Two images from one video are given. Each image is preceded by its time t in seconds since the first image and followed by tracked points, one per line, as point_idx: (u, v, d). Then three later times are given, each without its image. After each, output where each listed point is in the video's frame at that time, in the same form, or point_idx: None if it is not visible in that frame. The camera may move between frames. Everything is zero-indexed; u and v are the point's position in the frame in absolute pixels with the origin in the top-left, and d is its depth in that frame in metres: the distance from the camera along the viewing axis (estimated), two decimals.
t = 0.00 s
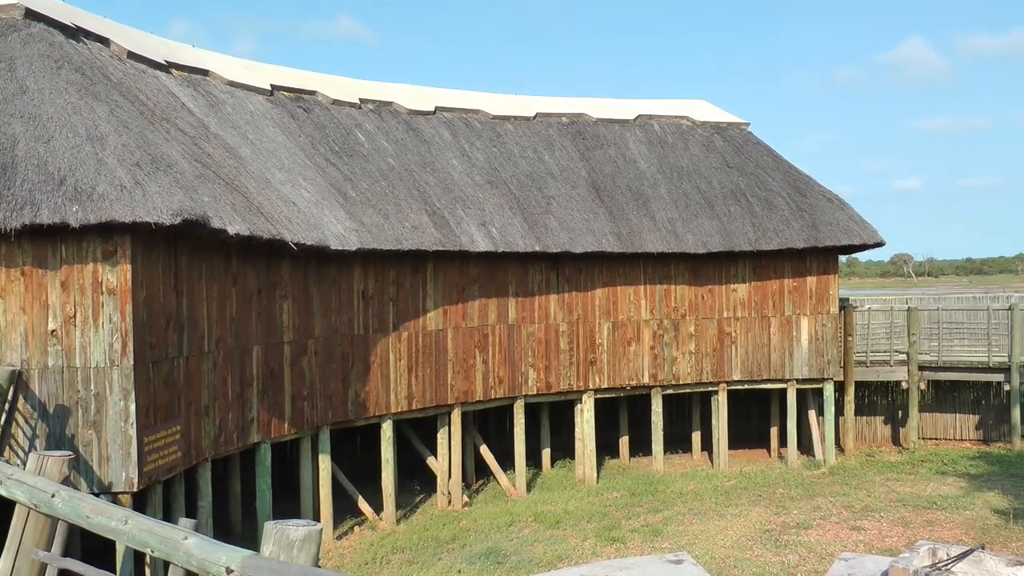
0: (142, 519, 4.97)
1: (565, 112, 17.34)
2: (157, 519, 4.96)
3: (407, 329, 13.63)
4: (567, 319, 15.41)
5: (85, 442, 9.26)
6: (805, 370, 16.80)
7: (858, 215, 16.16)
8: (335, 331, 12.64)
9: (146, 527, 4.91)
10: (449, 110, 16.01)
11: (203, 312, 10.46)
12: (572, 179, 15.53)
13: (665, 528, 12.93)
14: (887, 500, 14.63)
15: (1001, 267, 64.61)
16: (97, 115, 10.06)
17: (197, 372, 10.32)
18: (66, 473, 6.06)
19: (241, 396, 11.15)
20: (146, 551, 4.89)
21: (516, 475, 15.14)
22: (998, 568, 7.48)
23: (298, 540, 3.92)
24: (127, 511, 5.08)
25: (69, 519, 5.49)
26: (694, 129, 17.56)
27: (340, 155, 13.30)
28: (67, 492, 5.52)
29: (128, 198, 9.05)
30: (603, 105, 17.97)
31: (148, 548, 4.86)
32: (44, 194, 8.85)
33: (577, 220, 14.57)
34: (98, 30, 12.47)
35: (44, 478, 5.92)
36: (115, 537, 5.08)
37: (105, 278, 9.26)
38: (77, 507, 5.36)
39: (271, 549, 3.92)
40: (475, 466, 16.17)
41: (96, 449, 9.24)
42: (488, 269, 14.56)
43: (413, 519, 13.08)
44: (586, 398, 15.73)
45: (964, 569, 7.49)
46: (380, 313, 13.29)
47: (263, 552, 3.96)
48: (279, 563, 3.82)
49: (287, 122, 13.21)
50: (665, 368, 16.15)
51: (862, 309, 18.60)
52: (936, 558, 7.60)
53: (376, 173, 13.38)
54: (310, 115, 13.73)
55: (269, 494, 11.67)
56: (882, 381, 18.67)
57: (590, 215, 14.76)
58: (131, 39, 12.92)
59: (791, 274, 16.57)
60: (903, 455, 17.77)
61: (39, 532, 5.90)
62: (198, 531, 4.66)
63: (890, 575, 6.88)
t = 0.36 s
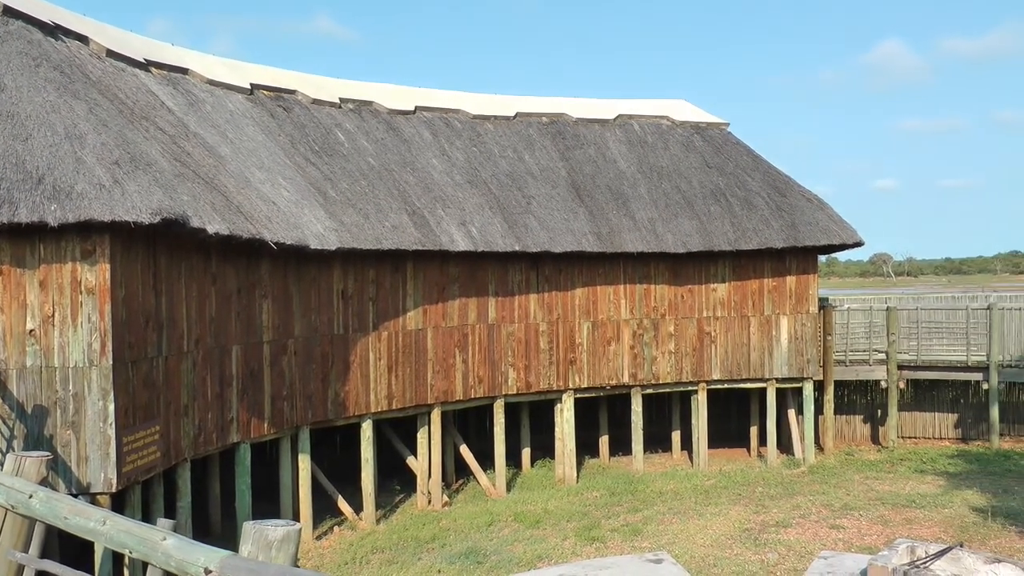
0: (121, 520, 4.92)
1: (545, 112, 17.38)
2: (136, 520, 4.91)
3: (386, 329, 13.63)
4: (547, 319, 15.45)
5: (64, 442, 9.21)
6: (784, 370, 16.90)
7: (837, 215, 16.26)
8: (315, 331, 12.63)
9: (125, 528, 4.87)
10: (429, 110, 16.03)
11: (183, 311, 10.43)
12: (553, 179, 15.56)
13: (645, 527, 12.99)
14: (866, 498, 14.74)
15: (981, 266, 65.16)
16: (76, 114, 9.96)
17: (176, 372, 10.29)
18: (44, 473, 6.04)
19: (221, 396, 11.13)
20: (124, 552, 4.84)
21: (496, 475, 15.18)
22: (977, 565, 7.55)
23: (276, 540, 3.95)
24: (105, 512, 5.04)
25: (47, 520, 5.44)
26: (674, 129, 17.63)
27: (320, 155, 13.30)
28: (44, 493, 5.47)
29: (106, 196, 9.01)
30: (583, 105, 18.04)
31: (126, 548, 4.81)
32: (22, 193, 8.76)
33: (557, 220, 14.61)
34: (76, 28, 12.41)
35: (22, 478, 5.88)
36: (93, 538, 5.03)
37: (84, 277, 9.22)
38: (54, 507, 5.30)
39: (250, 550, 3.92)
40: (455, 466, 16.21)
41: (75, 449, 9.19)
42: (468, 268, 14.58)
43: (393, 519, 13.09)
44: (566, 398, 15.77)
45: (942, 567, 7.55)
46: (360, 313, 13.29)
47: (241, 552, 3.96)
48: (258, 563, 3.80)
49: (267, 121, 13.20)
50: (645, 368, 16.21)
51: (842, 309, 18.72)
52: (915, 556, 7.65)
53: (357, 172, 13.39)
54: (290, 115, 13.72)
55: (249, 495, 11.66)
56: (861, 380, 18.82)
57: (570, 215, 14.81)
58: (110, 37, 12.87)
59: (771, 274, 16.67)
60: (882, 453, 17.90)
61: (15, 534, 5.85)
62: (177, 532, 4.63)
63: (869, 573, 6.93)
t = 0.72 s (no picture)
0: (99, 520, 4.92)
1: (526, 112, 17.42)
2: (116, 520, 4.90)
3: (367, 329, 13.63)
4: (528, 319, 15.48)
5: (42, 443, 9.15)
6: (764, 370, 17.00)
7: (817, 216, 16.38)
8: (295, 330, 12.62)
9: (103, 528, 4.86)
10: (410, 109, 16.03)
11: (162, 311, 10.39)
12: (533, 179, 15.59)
13: (625, 527, 13.04)
14: (845, 497, 14.84)
15: (961, 267, 65.74)
16: (55, 112, 9.83)
17: (156, 372, 10.25)
18: (21, 474, 6.20)
19: (201, 395, 11.10)
20: (103, 552, 4.82)
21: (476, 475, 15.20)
22: (956, 563, 7.62)
23: (256, 541, 3.97)
24: (84, 512, 5.05)
25: (25, 521, 5.43)
26: (654, 129, 17.70)
27: (301, 154, 13.28)
28: (22, 493, 5.47)
29: (86, 195, 8.95)
30: (564, 105, 18.08)
31: (104, 548, 4.79)
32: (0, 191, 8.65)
33: (537, 220, 14.64)
34: (55, 24, 12.32)
35: None
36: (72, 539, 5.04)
37: (63, 276, 9.16)
38: (33, 507, 5.31)
39: (229, 550, 3.96)
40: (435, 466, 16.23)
41: (53, 450, 9.12)
42: (449, 268, 14.60)
43: (373, 519, 13.10)
44: (546, 398, 15.81)
45: (921, 566, 7.62)
46: (340, 312, 13.28)
47: (221, 552, 3.98)
48: (237, 563, 3.81)
49: (247, 119, 13.16)
50: (626, 368, 16.26)
51: (822, 310, 18.85)
52: (893, 555, 7.72)
53: (337, 172, 13.38)
54: (270, 114, 13.69)
55: (228, 495, 11.64)
56: (841, 380, 18.96)
57: (551, 215, 14.84)
58: (89, 34, 12.80)
59: (750, 274, 16.76)
60: (861, 453, 18.02)
61: None
62: (156, 531, 4.61)
63: (849, 572, 6.98)
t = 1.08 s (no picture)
0: (77, 522, 4.91)
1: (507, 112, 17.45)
2: (94, 522, 4.89)
3: (347, 329, 13.61)
4: (508, 319, 15.50)
5: (20, 445, 9.08)
6: (744, 370, 17.09)
7: (797, 216, 16.49)
8: (275, 330, 12.60)
9: (82, 530, 4.85)
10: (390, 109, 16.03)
11: (142, 311, 10.34)
12: (514, 180, 15.62)
13: (605, 527, 13.08)
14: (825, 497, 14.94)
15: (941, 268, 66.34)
16: (33, 110, 9.72)
17: (135, 372, 10.20)
18: None
19: (180, 396, 11.06)
20: (82, 554, 4.82)
21: (456, 475, 15.22)
22: (934, 561, 7.71)
23: (236, 541, 4.00)
24: (62, 514, 5.05)
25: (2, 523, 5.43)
26: (634, 130, 17.78)
27: (281, 154, 13.26)
28: None
29: (65, 194, 8.88)
30: (544, 106, 18.13)
31: (83, 551, 4.79)
32: None
33: (518, 221, 14.67)
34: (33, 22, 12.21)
35: None
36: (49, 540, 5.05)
37: (42, 276, 9.07)
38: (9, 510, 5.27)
39: (209, 551, 3.99)
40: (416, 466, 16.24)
41: (31, 452, 9.04)
42: (429, 268, 14.60)
43: (353, 520, 13.09)
44: (526, 398, 15.84)
45: (900, 564, 7.68)
46: (321, 313, 13.27)
47: (199, 553, 4.01)
48: (216, 564, 3.81)
49: (227, 119, 13.12)
50: (606, 368, 16.32)
51: (802, 310, 19.00)
52: (873, 554, 7.77)
53: (318, 172, 13.36)
54: (250, 113, 13.65)
55: (208, 496, 11.61)
56: (821, 380, 19.11)
57: (531, 215, 14.87)
58: (67, 32, 12.71)
59: (731, 275, 16.84)
60: (841, 453, 18.13)
61: None
62: (135, 533, 4.60)
63: (828, 571, 7.03)
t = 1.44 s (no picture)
0: (55, 525, 4.89)
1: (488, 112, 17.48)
2: (71, 525, 4.88)
3: (327, 329, 13.59)
4: (488, 319, 15.52)
5: None
6: (724, 370, 17.18)
7: (777, 217, 16.58)
8: (255, 331, 12.56)
9: (59, 532, 4.83)
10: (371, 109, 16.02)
11: (121, 311, 10.29)
12: (494, 180, 15.64)
13: (585, 527, 13.12)
14: (804, 496, 15.04)
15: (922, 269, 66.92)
16: (10, 109, 9.63)
17: (114, 373, 10.15)
18: None
19: (160, 397, 11.01)
20: (60, 556, 4.79)
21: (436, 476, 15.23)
22: (913, 560, 7.76)
23: (214, 543, 4.00)
24: (39, 517, 5.03)
25: None
26: (615, 130, 17.84)
27: (260, 154, 13.22)
28: None
29: (44, 194, 8.82)
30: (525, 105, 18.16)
31: (61, 553, 4.77)
32: None
33: (499, 221, 14.69)
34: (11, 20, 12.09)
35: None
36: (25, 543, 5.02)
37: (20, 277, 8.95)
38: None
39: (187, 553, 3.98)
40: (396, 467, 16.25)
41: (9, 453, 8.89)
42: (409, 268, 14.60)
43: (333, 520, 13.08)
44: (507, 399, 15.85)
45: (879, 563, 7.67)
46: (300, 313, 13.24)
47: (178, 555, 4.00)
48: (195, 564, 3.79)
49: (207, 118, 13.07)
50: (586, 368, 16.36)
51: (782, 310, 19.16)
52: (852, 552, 7.73)
53: (297, 172, 13.34)
54: (229, 113, 13.60)
55: (188, 497, 11.57)
56: (800, 380, 19.27)
57: (512, 216, 14.89)
58: (45, 30, 12.60)
59: (710, 275, 16.92)
60: (819, 453, 18.21)
61: None
62: (113, 535, 4.58)
63: (808, 571, 7.03)
